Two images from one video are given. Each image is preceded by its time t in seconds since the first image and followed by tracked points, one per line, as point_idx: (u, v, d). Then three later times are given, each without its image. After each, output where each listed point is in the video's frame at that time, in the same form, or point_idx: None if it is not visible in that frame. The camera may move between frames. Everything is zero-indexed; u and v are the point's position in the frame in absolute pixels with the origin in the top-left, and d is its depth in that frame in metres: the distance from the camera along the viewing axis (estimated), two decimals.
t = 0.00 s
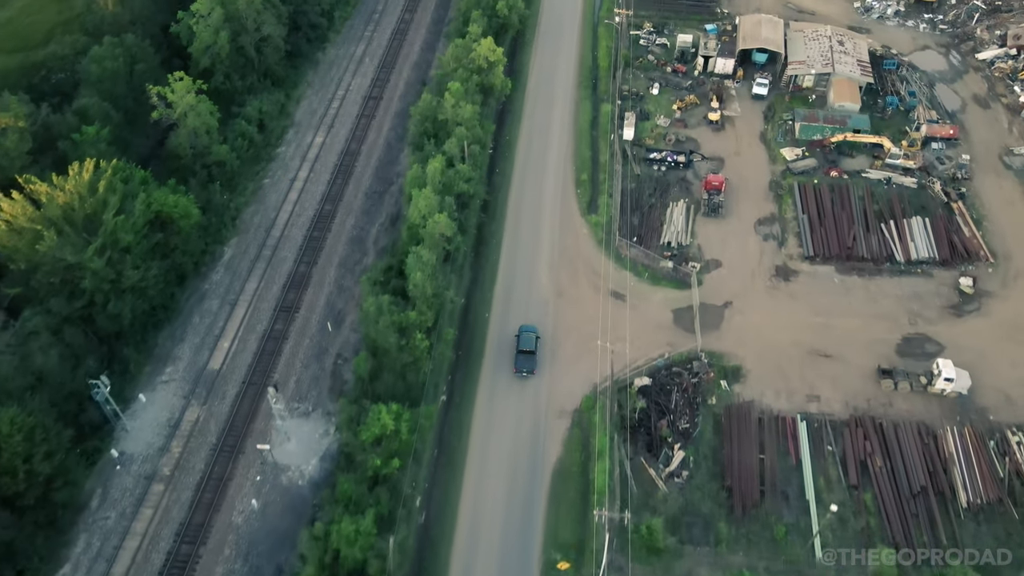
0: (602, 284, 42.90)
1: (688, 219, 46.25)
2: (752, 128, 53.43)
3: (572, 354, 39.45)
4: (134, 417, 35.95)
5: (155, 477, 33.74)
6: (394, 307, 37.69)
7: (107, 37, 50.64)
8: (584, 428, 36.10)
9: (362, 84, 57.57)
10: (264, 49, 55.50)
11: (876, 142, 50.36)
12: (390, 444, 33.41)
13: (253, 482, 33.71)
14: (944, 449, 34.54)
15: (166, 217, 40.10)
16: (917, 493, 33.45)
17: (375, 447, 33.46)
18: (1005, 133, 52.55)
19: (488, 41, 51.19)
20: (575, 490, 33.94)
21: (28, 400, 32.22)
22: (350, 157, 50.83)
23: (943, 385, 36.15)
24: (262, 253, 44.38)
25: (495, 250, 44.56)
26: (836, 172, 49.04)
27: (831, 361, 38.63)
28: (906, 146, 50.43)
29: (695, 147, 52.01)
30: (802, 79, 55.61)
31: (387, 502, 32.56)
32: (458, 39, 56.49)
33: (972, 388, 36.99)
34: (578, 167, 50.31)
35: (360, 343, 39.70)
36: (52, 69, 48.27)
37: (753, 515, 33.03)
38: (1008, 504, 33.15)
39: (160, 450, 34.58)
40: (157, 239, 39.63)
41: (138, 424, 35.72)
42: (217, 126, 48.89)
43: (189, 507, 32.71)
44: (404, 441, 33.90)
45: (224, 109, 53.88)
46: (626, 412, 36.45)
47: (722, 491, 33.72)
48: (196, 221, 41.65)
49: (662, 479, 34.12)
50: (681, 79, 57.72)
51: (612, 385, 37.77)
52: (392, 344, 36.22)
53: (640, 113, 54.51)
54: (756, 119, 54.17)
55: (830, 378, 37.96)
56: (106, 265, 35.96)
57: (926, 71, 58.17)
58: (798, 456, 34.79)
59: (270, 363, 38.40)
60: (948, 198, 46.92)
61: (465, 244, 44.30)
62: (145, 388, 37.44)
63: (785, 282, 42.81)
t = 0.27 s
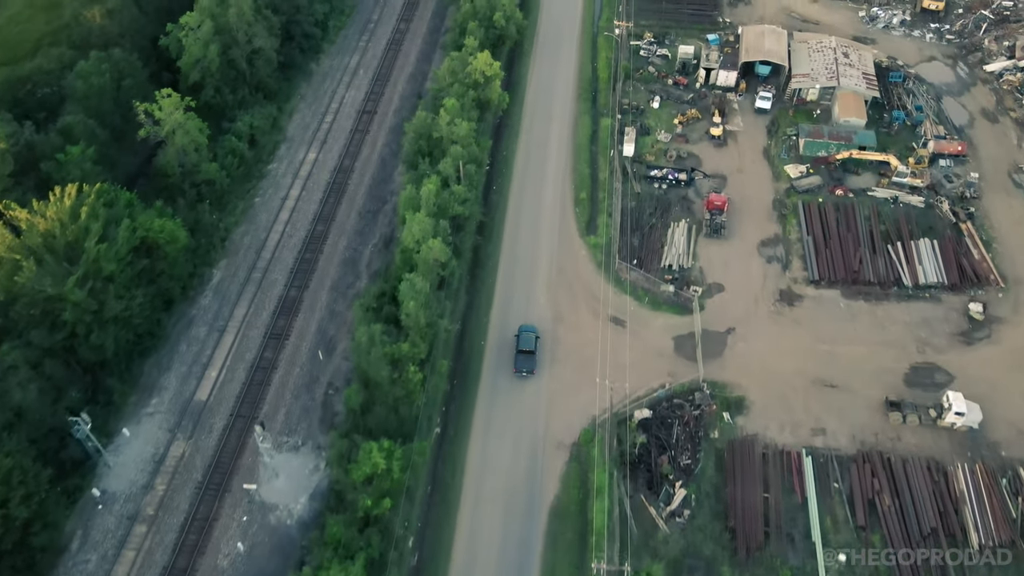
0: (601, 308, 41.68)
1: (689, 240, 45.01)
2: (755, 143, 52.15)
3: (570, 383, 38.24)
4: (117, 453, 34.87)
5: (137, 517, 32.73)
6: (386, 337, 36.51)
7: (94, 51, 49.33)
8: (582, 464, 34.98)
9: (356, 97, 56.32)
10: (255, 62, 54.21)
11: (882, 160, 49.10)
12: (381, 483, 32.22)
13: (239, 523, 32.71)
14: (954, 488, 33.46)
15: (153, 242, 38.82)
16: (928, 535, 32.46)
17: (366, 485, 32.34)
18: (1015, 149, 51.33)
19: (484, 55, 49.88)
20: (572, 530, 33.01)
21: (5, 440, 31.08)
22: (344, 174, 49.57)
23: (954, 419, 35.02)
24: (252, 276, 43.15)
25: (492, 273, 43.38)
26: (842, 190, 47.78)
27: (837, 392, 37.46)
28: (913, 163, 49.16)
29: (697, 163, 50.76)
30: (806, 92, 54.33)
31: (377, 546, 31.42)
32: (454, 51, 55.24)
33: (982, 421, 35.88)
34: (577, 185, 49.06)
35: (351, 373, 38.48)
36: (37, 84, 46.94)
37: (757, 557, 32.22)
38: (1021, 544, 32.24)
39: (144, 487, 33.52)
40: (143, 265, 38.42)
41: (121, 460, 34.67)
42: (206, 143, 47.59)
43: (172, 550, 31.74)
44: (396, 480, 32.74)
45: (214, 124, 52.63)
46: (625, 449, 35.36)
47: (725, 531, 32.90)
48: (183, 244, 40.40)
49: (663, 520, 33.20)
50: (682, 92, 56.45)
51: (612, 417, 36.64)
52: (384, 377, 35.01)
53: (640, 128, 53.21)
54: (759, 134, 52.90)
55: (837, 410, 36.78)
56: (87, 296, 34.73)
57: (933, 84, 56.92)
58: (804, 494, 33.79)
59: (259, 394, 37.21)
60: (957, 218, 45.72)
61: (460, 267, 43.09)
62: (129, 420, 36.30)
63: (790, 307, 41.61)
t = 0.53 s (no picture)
0: (600, 335, 40.46)
1: (691, 263, 43.82)
2: (758, 160, 50.93)
3: (568, 416, 37.02)
4: (99, 491, 33.89)
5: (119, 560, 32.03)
6: (378, 370, 35.38)
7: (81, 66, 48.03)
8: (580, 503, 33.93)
9: (350, 111, 55.08)
10: (246, 75, 52.91)
11: (889, 178, 47.91)
12: (372, 526, 31.13)
13: (224, 566, 31.99)
14: (966, 529, 32.81)
15: (137, 269, 37.45)
16: None
17: (357, 527, 31.29)
18: None
19: (480, 70, 48.61)
20: (568, 572, 32.13)
21: None
22: (337, 194, 48.33)
23: (964, 455, 34.06)
24: (241, 301, 41.92)
25: (488, 298, 42.24)
26: (847, 211, 46.55)
27: (844, 425, 36.40)
28: (920, 182, 47.93)
29: (699, 182, 49.53)
30: (810, 107, 53.08)
31: None
32: (449, 64, 53.98)
33: (993, 457, 34.89)
34: (575, 204, 47.78)
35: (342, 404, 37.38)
36: (22, 100, 45.70)
37: None
38: None
39: (126, 528, 32.69)
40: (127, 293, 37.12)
41: (103, 498, 33.72)
42: (195, 162, 46.27)
43: None
44: (387, 521, 31.67)
45: (204, 140, 51.42)
46: (626, 487, 34.34)
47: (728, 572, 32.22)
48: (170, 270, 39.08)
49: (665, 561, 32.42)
50: (684, 105, 55.19)
51: (611, 452, 35.59)
52: (376, 413, 33.91)
53: (641, 145, 51.88)
54: (762, 150, 51.67)
55: (843, 445, 35.77)
56: (68, 328, 33.44)
57: (940, 97, 55.69)
58: (810, 535, 32.95)
59: (247, 428, 36.09)
60: (965, 240, 44.55)
61: (456, 292, 41.94)
62: (112, 456, 35.16)
63: (794, 334, 40.45)
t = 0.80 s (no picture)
0: (598, 364, 39.43)
1: (692, 286, 42.74)
2: (761, 178, 49.73)
3: (565, 450, 36.05)
4: (81, 531, 32.88)
5: None
6: (370, 403, 34.26)
7: (67, 81, 46.78)
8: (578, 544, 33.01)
9: (343, 126, 53.89)
10: (237, 90, 51.75)
11: (895, 198, 46.77)
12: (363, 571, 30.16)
13: None
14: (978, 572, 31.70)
15: (122, 297, 36.25)
16: None
17: (347, 570, 30.30)
18: None
19: (477, 86, 47.34)
20: None
21: None
22: (329, 213, 47.19)
23: (975, 493, 33.06)
24: (230, 327, 40.80)
25: (484, 324, 41.16)
26: (852, 231, 45.42)
27: (849, 460, 35.39)
28: (927, 201, 46.78)
29: (700, 200, 48.33)
30: (814, 122, 51.90)
31: None
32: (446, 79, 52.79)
33: (1004, 494, 33.86)
34: (574, 224, 46.64)
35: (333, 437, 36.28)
36: (6, 117, 44.55)
37: None
38: None
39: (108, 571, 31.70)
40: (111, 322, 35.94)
41: (85, 539, 32.70)
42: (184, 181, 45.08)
43: None
44: (378, 565, 30.62)
45: (194, 157, 50.22)
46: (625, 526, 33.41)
47: None
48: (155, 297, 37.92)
49: None
50: (685, 120, 53.97)
51: (610, 488, 34.67)
52: (367, 450, 32.86)
53: (641, 161, 50.74)
54: (765, 167, 50.47)
55: (849, 481, 34.76)
56: (48, 363, 32.34)
57: (946, 111, 54.52)
58: None
59: (234, 463, 35.04)
60: (974, 263, 43.45)
61: (450, 318, 40.84)
62: (94, 492, 34.14)
63: (798, 362, 39.37)
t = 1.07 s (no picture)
0: (597, 395, 38.37)
1: (694, 312, 41.63)
2: (764, 197, 48.50)
3: (562, 487, 35.15)
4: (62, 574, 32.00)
5: None
6: (360, 442, 33.22)
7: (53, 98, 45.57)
8: None
9: (337, 142, 52.68)
10: (228, 106, 50.54)
11: (902, 220, 45.59)
12: None
13: None
14: None
15: (105, 328, 35.15)
16: None
17: None
18: None
19: (473, 103, 46.02)
20: None
21: None
22: (322, 235, 46.01)
23: (987, 534, 32.14)
24: (219, 355, 39.67)
25: (480, 352, 40.08)
26: (858, 254, 44.24)
27: (856, 498, 34.36)
28: (935, 223, 45.61)
29: (702, 221, 47.11)
30: (818, 138, 50.71)
31: None
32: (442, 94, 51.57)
33: (1016, 535, 32.87)
34: (572, 246, 45.48)
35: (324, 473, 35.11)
36: None
37: None
38: None
39: None
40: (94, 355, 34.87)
41: None
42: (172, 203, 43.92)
43: None
44: None
45: (184, 175, 49.06)
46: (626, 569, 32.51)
47: None
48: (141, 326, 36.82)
49: None
50: (686, 136, 52.73)
51: (610, 527, 33.82)
52: (358, 491, 31.78)
53: (642, 179, 49.52)
54: (768, 185, 49.25)
55: (857, 520, 33.75)
56: (27, 402, 31.25)
57: (954, 127, 53.30)
58: None
59: (221, 501, 34.01)
60: (983, 287, 42.33)
61: (445, 345, 39.73)
62: (75, 532, 33.16)
63: (803, 392, 38.25)
